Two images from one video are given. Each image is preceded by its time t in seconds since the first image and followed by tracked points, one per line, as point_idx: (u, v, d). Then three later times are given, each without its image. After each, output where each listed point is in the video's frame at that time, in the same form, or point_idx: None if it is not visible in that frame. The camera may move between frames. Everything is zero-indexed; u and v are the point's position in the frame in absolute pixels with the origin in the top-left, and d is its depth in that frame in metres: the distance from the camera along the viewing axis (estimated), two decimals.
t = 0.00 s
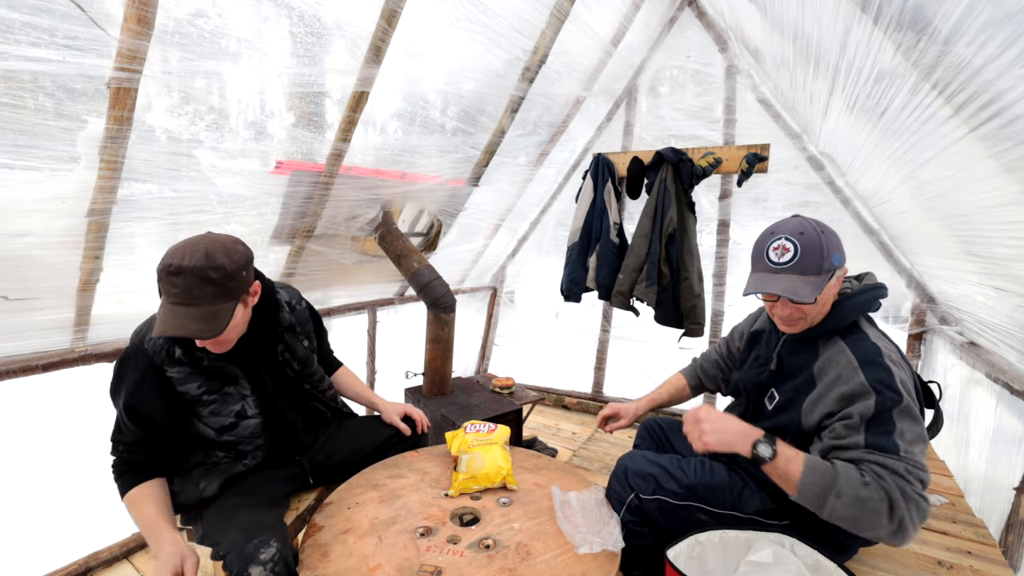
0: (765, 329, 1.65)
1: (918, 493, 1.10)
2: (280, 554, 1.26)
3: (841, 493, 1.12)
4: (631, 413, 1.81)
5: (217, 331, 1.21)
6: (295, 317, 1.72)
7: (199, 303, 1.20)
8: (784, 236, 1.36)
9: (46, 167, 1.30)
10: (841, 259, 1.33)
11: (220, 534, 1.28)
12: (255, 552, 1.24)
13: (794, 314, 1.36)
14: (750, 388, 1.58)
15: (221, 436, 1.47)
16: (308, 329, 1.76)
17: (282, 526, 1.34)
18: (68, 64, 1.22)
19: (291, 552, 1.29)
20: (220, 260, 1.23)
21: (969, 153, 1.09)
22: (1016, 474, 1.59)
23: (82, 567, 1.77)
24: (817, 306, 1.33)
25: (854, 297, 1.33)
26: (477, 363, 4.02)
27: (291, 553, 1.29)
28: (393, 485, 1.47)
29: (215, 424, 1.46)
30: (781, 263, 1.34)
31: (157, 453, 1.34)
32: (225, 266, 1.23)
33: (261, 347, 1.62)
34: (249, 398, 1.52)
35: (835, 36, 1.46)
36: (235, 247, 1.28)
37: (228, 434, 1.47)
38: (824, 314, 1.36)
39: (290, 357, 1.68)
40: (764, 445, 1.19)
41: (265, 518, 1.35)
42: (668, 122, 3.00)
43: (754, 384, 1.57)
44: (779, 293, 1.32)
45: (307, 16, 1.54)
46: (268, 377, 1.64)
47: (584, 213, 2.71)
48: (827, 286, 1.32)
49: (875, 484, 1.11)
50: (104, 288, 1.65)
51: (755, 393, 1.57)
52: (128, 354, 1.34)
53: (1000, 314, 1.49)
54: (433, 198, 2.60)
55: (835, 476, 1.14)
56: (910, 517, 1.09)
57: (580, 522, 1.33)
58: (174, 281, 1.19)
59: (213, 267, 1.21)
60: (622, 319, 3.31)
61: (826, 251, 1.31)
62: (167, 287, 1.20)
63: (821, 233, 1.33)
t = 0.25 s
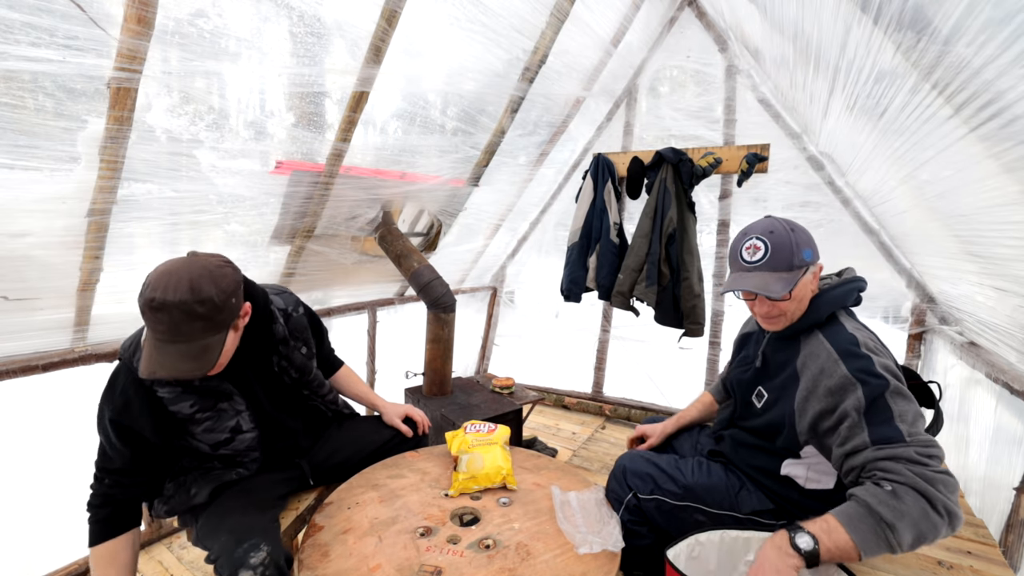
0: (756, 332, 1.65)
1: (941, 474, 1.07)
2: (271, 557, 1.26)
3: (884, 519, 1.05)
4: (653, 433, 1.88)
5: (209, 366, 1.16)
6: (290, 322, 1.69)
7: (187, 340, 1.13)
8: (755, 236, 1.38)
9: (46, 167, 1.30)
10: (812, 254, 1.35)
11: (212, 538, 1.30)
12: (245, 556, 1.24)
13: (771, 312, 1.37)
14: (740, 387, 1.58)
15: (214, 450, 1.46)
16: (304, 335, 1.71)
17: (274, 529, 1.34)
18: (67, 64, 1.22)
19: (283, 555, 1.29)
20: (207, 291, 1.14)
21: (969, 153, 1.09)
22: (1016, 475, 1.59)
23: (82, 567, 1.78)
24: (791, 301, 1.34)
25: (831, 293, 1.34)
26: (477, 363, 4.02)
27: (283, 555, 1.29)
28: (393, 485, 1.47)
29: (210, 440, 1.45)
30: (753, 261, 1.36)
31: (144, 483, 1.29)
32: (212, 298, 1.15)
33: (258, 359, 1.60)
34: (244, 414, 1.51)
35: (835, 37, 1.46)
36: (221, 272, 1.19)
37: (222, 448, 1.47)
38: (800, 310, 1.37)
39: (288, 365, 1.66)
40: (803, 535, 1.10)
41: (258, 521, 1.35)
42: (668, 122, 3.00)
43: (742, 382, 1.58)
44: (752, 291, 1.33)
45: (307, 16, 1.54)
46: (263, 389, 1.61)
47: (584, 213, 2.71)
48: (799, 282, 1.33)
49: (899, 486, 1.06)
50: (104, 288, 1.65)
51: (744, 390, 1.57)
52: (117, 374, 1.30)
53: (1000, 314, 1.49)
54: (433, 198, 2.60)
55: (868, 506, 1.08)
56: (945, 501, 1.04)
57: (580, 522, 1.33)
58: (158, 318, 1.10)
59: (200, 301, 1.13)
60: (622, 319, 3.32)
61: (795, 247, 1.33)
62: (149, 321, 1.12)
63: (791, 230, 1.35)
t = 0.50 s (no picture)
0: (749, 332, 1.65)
1: (939, 459, 1.06)
2: (267, 561, 1.26)
3: (893, 509, 1.03)
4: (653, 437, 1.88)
5: (205, 400, 1.13)
6: (287, 330, 1.67)
7: (183, 371, 1.11)
8: (738, 235, 1.40)
9: (46, 167, 1.30)
10: (795, 251, 1.36)
11: (207, 541, 1.30)
12: (240, 560, 1.24)
13: (757, 308, 1.38)
14: (731, 383, 1.58)
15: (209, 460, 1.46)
16: (301, 343, 1.69)
17: (270, 533, 1.34)
18: (67, 64, 1.22)
19: (279, 558, 1.29)
20: (204, 322, 1.12)
21: (969, 152, 1.09)
22: (1016, 475, 1.58)
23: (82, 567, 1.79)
24: (776, 297, 1.35)
25: (817, 288, 1.35)
26: (477, 363, 4.02)
27: (279, 558, 1.29)
28: (393, 485, 1.47)
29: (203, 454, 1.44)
30: (736, 258, 1.37)
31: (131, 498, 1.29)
32: (209, 328, 1.13)
33: (255, 371, 1.58)
34: (240, 427, 1.51)
35: (835, 36, 1.46)
36: (218, 298, 1.17)
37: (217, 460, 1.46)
38: (785, 305, 1.38)
39: (286, 374, 1.64)
40: (818, 534, 1.05)
41: (254, 524, 1.35)
42: (668, 122, 3.00)
43: (732, 378, 1.57)
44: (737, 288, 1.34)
45: (307, 16, 1.54)
46: (259, 400, 1.61)
47: (584, 212, 2.71)
48: (782, 277, 1.34)
49: (900, 474, 1.06)
50: (104, 288, 1.65)
51: (734, 387, 1.57)
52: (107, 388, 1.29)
53: (1000, 314, 1.49)
54: (433, 198, 2.61)
55: (876, 497, 1.05)
56: (947, 487, 1.04)
57: (580, 522, 1.33)
58: (153, 350, 1.08)
59: (197, 332, 1.10)
60: (622, 319, 3.32)
61: (777, 244, 1.34)
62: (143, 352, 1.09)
63: (773, 228, 1.36)
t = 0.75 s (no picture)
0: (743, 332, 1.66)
1: (941, 448, 1.08)
2: (268, 560, 1.26)
3: (899, 488, 1.03)
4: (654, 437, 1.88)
5: (207, 418, 1.14)
6: (286, 335, 1.64)
7: (182, 392, 1.10)
8: (728, 235, 1.39)
9: (46, 167, 1.30)
10: (784, 250, 1.36)
11: (208, 542, 1.30)
12: (241, 560, 1.24)
13: (750, 308, 1.38)
14: (727, 383, 1.58)
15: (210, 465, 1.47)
16: (298, 347, 1.66)
17: (270, 533, 1.34)
18: (67, 64, 1.22)
19: (280, 558, 1.29)
20: (200, 342, 1.10)
21: (969, 152, 1.09)
22: (1016, 474, 1.58)
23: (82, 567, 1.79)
24: (767, 297, 1.35)
25: (810, 287, 1.37)
26: (477, 363, 4.02)
27: (280, 558, 1.29)
28: (393, 485, 1.47)
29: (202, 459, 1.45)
30: (727, 260, 1.37)
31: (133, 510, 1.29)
32: (205, 347, 1.11)
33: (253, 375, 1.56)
34: (241, 432, 1.52)
35: (834, 36, 1.46)
36: (213, 315, 1.15)
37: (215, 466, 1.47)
38: (777, 304, 1.37)
39: (284, 380, 1.62)
40: (820, 496, 1.08)
41: (255, 524, 1.35)
42: (668, 122, 3.00)
43: (728, 378, 1.57)
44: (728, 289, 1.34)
45: (307, 16, 1.54)
46: (257, 406, 1.60)
47: (584, 212, 2.71)
48: (773, 277, 1.34)
49: (904, 458, 1.07)
50: (104, 288, 1.65)
51: (730, 386, 1.57)
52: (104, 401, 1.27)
53: (1000, 314, 1.49)
54: (433, 198, 2.61)
55: (883, 477, 1.06)
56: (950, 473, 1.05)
57: (580, 522, 1.33)
58: (149, 372, 1.07)
59: (193, 352, 1.09)
60: (622, 319, 3.32)
61: (768, 244, 1.34)
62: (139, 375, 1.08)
63: (762, 228, 1.36)
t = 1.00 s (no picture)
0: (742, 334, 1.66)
1: (937, 459, 1.08)
2: (264, 560, 1.26)
3: (895, 501, 1.03)
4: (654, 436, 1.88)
5: (199, 423, 1.15)
6: (283, 335, 1.63)
7: (173, 399, 1.10)
8: (730, 238, 1.37)
9: (46, 167, 1.30)
10: (787, 252, 1.35)
11: (206, 542, 1.30)
12: (238, 561, 1.24)
13: (754, 310, 1.38)
14: (725, 385, 1.58)
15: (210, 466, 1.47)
16: (296, 347, 1.65)
17: (268, 533, 1.34)
18: (67, 64, 1.22)
19: (277, 558, 1.29)
20: (189, 348, 1.10)
21: (969, 152, 1.09)
22: (1016, 475, 1.58)
23: (82, 567, 1.79)
24: (771, 300, 1.35)
25: (812, 288, 1.36)
26: (477, 363, 4.02)
27: (278, 558, 1.29)
28: (393, 485, 1.47)
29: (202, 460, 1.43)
30: (730, 265, 1.35)
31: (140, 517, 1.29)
32: (195, 354, 1.11)
33: (250, 376, 1.57)
34: (241, 432, 1.53)
35: (834, 36, 1.46)
36: (203, 320, 1.15)
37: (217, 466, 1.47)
38: (780, 308, 1.38)
39: (281, 380, 1.63)
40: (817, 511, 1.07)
41: (253, 524, 1.35)
42: (668, 122, 3.00)
43: (726, 380, 1.57)
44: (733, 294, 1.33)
45: (307, 16, 1.54)
46: (256, 407, 1.61)
47: (584, 212, 2.71)
48: (777, 281, 1.34)
49: (900, 470, 1.07)
50: (104, 288, 1.65)
51: (727, 388, 1.57)
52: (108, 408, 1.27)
53: (1000, 314, 1.49)
54: (433, 198, 2.61)
55: (880, 490, 1.06)
56: (945, 484, 1.05)
57: (580, 522, 1.33)
58: (138, 381, 1.06)
59: (183, 360, 1.09)
60: (622, 319, 3.32)
61: (771, 247, 1.32)
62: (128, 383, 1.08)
63: (765, 230, 1.35)
